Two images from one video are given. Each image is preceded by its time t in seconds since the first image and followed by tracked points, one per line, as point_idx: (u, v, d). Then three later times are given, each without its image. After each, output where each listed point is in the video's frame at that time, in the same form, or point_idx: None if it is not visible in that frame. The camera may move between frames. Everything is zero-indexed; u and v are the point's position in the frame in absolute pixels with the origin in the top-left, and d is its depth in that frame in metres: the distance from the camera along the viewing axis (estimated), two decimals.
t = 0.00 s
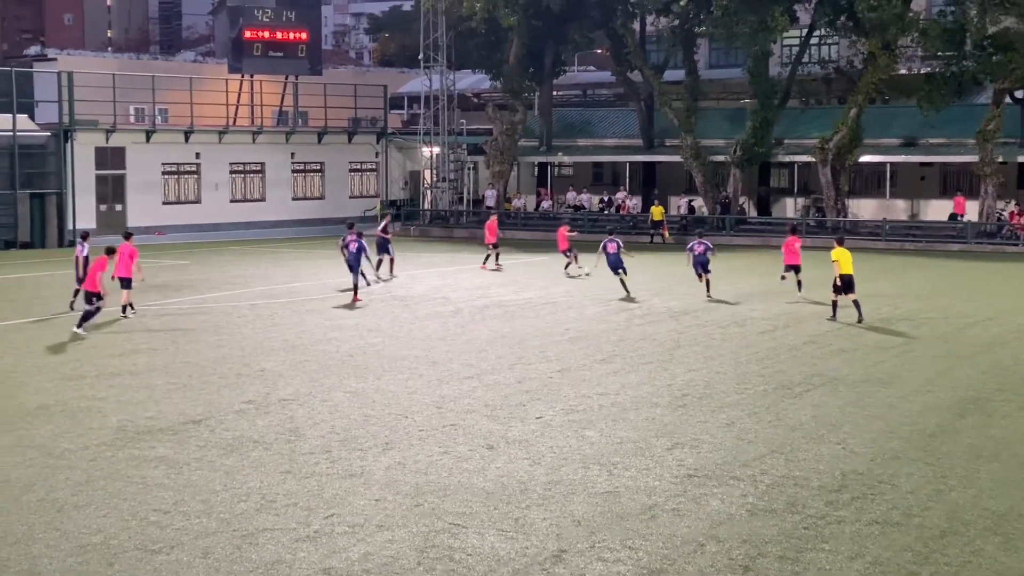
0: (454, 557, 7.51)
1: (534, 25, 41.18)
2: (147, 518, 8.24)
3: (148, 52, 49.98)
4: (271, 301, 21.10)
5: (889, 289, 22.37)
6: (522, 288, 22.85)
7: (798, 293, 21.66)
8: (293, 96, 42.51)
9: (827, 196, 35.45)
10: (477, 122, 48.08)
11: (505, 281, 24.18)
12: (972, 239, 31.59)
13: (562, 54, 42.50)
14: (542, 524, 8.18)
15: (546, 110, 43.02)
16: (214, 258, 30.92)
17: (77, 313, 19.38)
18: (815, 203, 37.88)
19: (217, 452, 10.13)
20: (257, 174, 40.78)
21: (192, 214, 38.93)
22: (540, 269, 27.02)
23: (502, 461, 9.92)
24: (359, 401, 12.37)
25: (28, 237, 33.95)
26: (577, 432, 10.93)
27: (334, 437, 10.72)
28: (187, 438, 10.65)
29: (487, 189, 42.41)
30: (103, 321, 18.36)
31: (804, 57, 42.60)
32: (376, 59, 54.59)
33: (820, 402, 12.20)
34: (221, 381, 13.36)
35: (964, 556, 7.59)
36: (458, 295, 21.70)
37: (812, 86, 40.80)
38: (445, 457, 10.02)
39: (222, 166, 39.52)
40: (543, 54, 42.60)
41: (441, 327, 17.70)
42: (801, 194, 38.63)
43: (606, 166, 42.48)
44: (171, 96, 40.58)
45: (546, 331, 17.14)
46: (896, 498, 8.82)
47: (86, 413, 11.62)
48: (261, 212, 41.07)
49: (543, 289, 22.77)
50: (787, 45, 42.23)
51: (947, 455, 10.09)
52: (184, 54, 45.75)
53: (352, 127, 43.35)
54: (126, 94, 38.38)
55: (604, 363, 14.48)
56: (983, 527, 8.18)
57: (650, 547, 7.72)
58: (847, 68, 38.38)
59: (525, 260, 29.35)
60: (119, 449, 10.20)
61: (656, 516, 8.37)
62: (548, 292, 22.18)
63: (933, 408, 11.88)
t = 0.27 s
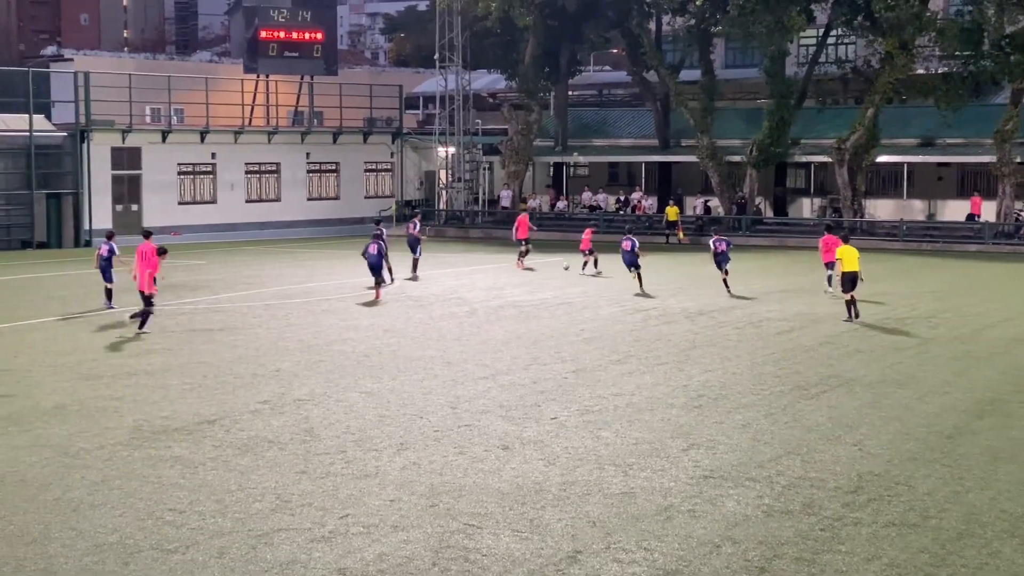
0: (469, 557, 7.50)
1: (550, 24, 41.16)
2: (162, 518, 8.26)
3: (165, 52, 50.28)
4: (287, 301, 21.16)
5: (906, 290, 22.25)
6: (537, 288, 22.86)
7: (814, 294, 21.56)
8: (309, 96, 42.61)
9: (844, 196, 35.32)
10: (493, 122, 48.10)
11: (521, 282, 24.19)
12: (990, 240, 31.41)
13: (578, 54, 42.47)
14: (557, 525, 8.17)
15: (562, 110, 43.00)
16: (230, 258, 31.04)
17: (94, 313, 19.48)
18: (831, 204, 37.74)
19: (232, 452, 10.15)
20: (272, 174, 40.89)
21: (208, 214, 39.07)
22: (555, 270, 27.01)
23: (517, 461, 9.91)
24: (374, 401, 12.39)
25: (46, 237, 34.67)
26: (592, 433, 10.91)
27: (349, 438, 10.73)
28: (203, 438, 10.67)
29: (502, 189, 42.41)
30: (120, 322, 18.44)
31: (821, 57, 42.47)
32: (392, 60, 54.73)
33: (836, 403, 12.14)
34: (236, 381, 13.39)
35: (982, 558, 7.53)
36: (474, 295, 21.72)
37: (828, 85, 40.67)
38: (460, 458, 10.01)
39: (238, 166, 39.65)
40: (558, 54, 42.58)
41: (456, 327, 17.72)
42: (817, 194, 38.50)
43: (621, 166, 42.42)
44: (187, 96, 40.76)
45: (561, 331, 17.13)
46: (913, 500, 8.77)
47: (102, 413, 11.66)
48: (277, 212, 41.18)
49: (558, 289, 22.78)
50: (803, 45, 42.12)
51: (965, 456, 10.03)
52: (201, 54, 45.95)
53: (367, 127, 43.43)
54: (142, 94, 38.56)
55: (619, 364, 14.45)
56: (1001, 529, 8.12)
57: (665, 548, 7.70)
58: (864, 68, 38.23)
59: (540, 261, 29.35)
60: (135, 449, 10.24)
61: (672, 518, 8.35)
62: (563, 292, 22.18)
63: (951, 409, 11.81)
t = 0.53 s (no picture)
0: (487, 557, 7.53)
1: (568, 25, 41.15)
2: (181, 517, 8.32)
3: (185, 53, 50.59)
4: (306, 300, 21.25)
5: (926, 291, 22.14)
6: (556, 288, 22.89)
7: (833, 295, 21.49)
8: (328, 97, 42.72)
9: (863, 196, 35.17)
10: (511, 122, 48.15)
11: (539, 282, 24.22)
12: (1011, 241, 31.22)
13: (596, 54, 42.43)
14: (575, 525, 8.19)
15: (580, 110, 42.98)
16: (249, 258, 31.18)
17: (115, 312, 19.63)
18: (851, 204, 37.59)
19: (251, 451, 10.20)
20: (291, 174, 41.04)
21: (227, 214, 39.17)
22: (573, 270, 27.03)
23: (535, 461, 9.93)
24: (392, 401, 12.44)
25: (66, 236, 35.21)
26: (610, 433, 10.92)
27: (367, 437, 10.76)
28: (222, 438, 10.72)
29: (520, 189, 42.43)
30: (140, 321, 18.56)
31: (840, 57, 42.32)
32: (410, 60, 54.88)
33: (855, 404, 12.11)
34: (255, 381, 13.45)
35: (1001, 560, 7.50)
36: (492, 295, 21.77)
37: (848, 85, 40.52)
38: (478, 458, 10.04)
39: (257, 166, 39.83)
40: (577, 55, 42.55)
41: (474, 327, 17.76)
42: (836, 195, 38.35)
43: (640, 167, 42.36)
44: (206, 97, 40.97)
45: (579, 331, 17.14)
46: (933, 501, 8.74)
47: (122, 412, 11.74)
48: (296, 212, 41.30)
49: (576, 289, 22.80)
50: (822, 45, 42.00)
51: (985, 458, 9.98)
52: (220, 55, 46.19)
53: (386, 128, 43.54)
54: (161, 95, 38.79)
55: (637, 364, 14.45)
56: (1021, 531, 8.08)
57: (683, 548, 7.70)
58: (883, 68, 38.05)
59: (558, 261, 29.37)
60: (155, 448, 10.31)
61: (691, 518, 8.35)
62: (581, 292, 22.20)
63: (971, 411, 11.75)
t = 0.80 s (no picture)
0: (507, 557, 7.54)
1: (588, 24, 41.11)
2: (202, 516, 8.37)
3: (206, 53, 50.90)
4: (326, 300, 21.31)
5: (949, 291, 22.00)
6: (575, 288, 22.89)
7: (854, 295, 21.39)
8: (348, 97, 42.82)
9: (884, 196, 34.98)
10: (531, 122, 48.17)
11: (559, 282, 24.22)
12: None
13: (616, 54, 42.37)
14: (595, 526, 8.19)
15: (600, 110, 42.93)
16: (270, 258, 31.30)
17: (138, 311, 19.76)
18: (872, 204, 37.42)
19: (271, 451, 10.25)
20: (311, 174, 41.19)
21: (248, 214, 39.31)
22: (593, 270, 27.01)
23: (555, 462, 9.93)
24: (412, 401, 12.46)
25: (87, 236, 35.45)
26: (630, 434, 10.90)
27: (387, 437, 10.79)
28: (242, 437, 10.77)
29: (540, 189, 42.44)
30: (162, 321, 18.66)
31: (862, 57, 42.14)
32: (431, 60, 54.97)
33: (876, 405, 12.05)
34: (276, 381, 13.50)
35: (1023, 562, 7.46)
36: (512, 295, 21.78)
37: (869, 85, 40.33)
38: (498, 458, 10.05)
39: (278, 166, 40.00)
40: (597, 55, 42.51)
41: (494, 327, 17.77)
42: (858, 195, 38.18)
43: (660, 167, 42.29)
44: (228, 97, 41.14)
45: (599, 332, 17.12)
46: (955, 503, 8.69)
47: (143, 412, 11.82)
48: (316, 212, 41.44)
49: (596, 289, 22.79)
50: (843, 44, 41.82)
51: (1008, 459, 9.92)
52: (241, 55, 46.41)
53: (406, 127, 43.64)
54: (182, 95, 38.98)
55: (657, 365, 14.43)
56: None
57: (703, 549, 7.69)
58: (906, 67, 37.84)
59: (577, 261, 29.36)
60: (176, 447, 10.38)
61: (711, 519, 8.33)
62: (601, 292, 22.20)
63: (993, 412, 11.68)
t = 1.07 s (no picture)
0: (527, 557, 7.56)
1: (609, 24, 41.08)
2: (223, 515, 8.43)
3: (227, 53, 51.21)
4: (347, 300, 21.40)
5: (973, 292, 21.86)
6: (596, 288, 22.89)
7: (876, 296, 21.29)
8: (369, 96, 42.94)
9: (906, 196, 34.78)
10: (551, 121, 48.20)
11: (580, 282, 24.24)
12: None
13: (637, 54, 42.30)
14: (615, 526, 8.20)
15: (621, 110, 42.89)
16: (291, 258, 31.46)
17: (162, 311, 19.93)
18: (894, 204, 37.23)
19: (292, 450, 10.32)
20: (332, 174, 41.34)
21: (269, 214, 39.51)
22: (613, 270, 26.98)
23: (575, 462, 9.95)
24: (433, 401, 12.50)
25: (109, 235, 35.69)
26: (650, 434, 10.91)
27: (408, 437, 10.83)
28: (263, 437, 10.84)
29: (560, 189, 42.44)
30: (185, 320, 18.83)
31: (884, 56, 41.94)
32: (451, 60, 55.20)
33: (898, 406, 12.00)
34: (297, 381, 13.57)
35: None
36: (532, 295, 21.82)
37: (892, 85, 40.12)
38: (518, 458, 10.08)
39: (298, 166, 40.16)
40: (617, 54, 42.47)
41: (515, 327, 17.81)
42: (879, 195, 37.99)
43: (681, 167, 42.20)
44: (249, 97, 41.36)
45: (619, 332, 17.13)
46: (976, 504, 8.66)
47: (164, 411, 11.91)
48: (337, 212, 41.59)
49: (617, 289, 22.79)
50: (865, 44, 41.64)
51: None
52: (263, 56, 46.63)
53: (426, 127, 43.74)
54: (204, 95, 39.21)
55: (677, 365, 14.42)
56: None
57: (724, 550, 7.69)
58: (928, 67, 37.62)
59: (597, 261, 29.34)
60: (197, 446, 10.46)
61: (731, 520, 8.33)
62: (622, 292, 22.20)
63: (1017, 413, 11.61)
